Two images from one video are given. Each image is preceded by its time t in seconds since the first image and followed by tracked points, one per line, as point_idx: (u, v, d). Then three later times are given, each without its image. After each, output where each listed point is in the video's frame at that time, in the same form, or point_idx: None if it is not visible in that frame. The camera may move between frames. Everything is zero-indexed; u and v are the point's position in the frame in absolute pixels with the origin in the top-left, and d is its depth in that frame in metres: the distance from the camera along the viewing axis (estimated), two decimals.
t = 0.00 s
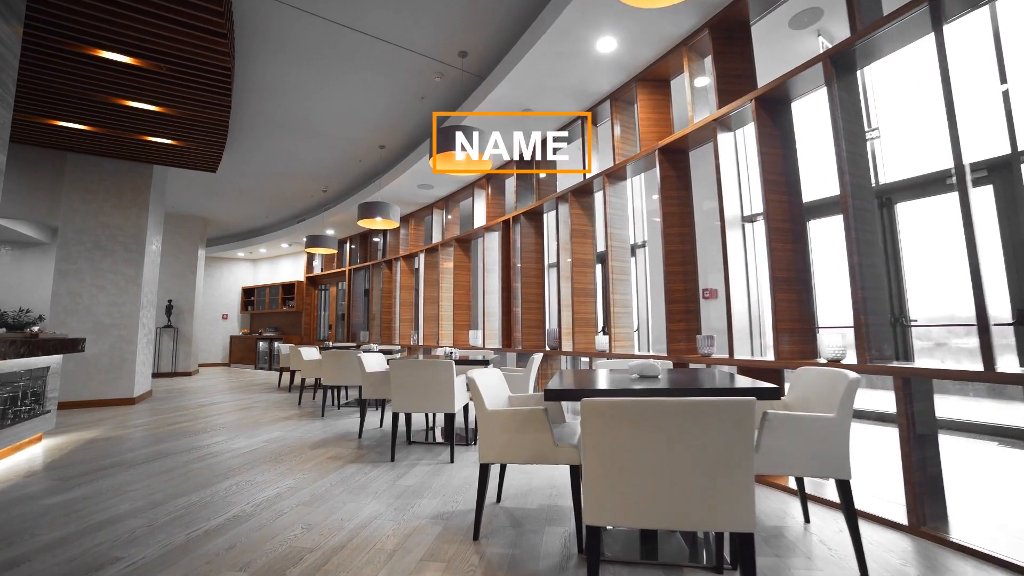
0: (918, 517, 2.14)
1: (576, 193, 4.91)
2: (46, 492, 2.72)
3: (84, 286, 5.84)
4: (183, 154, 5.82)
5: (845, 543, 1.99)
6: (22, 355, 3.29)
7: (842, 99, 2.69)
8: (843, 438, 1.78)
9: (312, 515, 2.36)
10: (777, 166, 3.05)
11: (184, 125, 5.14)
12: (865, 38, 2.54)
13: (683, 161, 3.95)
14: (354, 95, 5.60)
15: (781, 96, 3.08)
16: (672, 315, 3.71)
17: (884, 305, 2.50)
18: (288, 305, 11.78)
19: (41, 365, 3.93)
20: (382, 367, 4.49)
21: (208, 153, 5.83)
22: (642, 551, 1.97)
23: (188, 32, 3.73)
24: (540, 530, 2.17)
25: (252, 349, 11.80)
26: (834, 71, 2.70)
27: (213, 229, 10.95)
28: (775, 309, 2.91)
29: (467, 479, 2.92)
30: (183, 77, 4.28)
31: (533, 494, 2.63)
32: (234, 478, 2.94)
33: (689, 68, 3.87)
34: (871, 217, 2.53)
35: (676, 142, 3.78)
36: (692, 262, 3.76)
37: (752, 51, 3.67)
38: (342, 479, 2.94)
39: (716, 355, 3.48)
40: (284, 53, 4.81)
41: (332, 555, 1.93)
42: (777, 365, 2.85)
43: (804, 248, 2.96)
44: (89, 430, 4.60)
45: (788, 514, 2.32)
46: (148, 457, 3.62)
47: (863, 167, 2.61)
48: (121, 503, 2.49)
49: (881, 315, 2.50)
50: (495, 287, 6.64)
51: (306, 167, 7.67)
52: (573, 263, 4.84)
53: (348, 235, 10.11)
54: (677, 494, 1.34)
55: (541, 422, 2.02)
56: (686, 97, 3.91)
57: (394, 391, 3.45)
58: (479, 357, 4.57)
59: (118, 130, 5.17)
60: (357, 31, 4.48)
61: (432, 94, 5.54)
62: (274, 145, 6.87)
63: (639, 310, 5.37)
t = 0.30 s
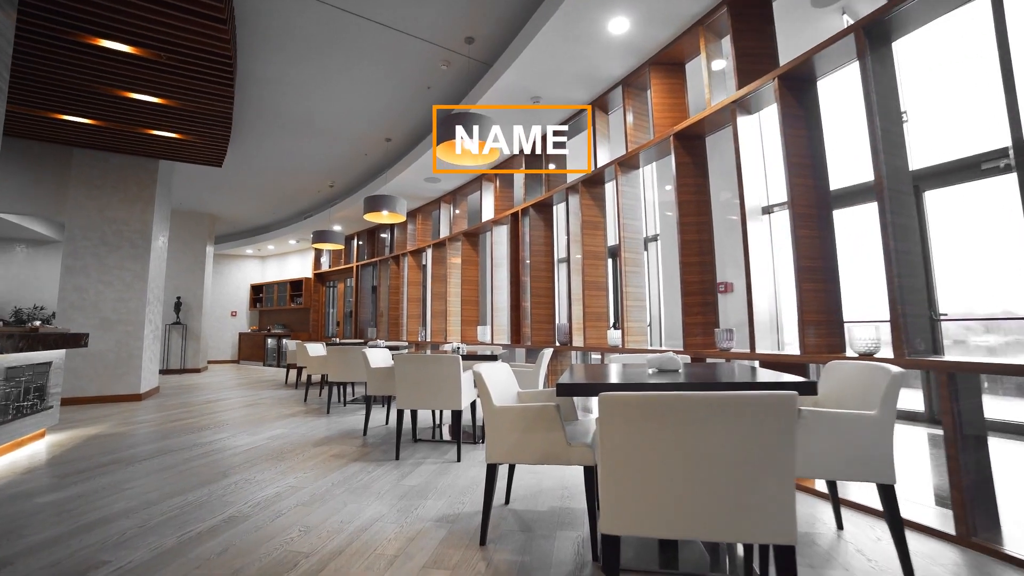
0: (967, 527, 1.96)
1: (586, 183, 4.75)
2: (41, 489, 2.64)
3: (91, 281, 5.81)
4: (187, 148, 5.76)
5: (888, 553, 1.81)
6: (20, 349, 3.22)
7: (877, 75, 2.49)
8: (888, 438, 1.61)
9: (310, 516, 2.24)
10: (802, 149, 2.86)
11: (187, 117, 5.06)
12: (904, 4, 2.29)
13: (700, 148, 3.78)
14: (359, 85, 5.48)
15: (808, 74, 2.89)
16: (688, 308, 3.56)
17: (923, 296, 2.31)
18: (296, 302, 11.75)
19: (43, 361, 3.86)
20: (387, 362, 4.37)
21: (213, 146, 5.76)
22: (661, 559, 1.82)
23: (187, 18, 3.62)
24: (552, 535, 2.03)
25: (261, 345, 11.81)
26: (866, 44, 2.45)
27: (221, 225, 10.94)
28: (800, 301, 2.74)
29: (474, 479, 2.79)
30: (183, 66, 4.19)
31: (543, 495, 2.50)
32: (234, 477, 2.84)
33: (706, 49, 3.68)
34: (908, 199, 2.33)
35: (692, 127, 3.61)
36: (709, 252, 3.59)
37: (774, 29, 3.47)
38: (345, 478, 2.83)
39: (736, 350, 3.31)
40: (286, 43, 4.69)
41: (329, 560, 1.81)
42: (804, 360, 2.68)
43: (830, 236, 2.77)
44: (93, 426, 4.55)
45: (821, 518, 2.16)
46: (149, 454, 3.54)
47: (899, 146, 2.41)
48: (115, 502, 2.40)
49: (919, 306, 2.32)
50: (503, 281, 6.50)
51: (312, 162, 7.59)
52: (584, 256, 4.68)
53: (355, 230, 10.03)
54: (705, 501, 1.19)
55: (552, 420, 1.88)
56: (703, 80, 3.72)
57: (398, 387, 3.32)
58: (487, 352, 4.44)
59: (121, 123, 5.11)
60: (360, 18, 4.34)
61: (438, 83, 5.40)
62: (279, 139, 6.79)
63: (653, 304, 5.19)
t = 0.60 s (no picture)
0: (1014, 540, 1.80)
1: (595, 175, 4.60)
2: (31, 490, 2.55)
3: (93, 277, 5.75)
4: (188, 142, 5.68)
5: (928, 566, 1.65)
6: (13, 345, 3.13)
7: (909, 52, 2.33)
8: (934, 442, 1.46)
9: (307, 520, 2.13)
10: (825, 133, 2.70)
11: (186, 110, 4.96)
12: None
13: (713, 136, 3.63)
14: (361, 77, 5.36)
15: (830, 53, 2.72)
16: (701, 303, 3.41)
17: (960, 288, 2.15)
18: (301, 299, 11.69)
19: (39, 357, 3.78)
20: (390, 359, 4.26)
21: (214, 140, 5.67)
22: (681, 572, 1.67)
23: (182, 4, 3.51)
24: (561, 543, 1.90)
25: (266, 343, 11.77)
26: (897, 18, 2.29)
27: (225, 222, 10.90)
28: (823, 294, 2.58)
29: (478, 480, 2.67)
30: (180, 56, 4.08)
31: (551, 498, 2.37)
32: (230, 477, 2.74)
33: (720, 32, 3.52)
34: (943, 182, 2.16)
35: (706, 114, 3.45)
36: (723, 245, 3.44)
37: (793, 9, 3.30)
38: (344, 479, 2.72)
39: (752, 347, 3.16)
40: (286, 32, 4.58)
41: (324, 569, 1.69)
42: (828, 357, 2.53)
43: (855, 225, 2.62)
44: (92, 423, 4.48)
45: (850, 526, 2.01)
46: (146, 452, 3.46)
47: (934, 126, 2.24)
48: (106, 503, 2.31)
49: (955, 298, 2.16)
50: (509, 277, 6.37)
51: (315, 157, 7.50)
52: (592, 249, 4.54)
53: (359, 226, 9.94)
54: (735, 512, 1.06)
55: (562, 420, 1.75)
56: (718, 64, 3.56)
57: (400, 385, 3.21)
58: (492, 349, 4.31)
59: (121, 116, 5.03)
60: (361, 5, 4.21)
61: (441, 74, 5.27)
62: (282, 133, 6.69)
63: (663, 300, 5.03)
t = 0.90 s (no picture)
0: None
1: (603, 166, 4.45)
2: (15, 493, 2.45)
3: (91, 273, 5.67)
4: (187, 135, 5.57)
5: None
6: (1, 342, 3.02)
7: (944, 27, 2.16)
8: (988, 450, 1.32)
9: (301, 527, 2.01)
10: (849, 116, 2.54)
11: (184, 101, 4.85)
12: None
13: (727, 123, 3.47)
14: (362, 67, 5.23)
15: (856, 30, 2.54)
16: (715, 297, 3.25)
17: (1001, 281, 1.98)
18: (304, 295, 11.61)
19: (31, 355, 3.68)
20: (390, 356, 4.14)
21: (213, 133, 5.56)
22: None
23: None
24: (570, 553, 1.77)
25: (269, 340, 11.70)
26: None
27: (227, 218, 10.81)
28: (849, 288, 2.42)
29: (481, 483, 2.55)
30: (174, 44, 3.95)
31: (558, 504, 2.24)
32: (223, 479, 2.63)
33: (735, 14, 3.36)
34: (985, 166, 1.99)
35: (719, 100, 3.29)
36: (738, 237, 3.28)
37: None
38: (341, 481, 2.60)
39: (769, 344, 3.00)
40: (284, 21, 4.46)
41: None
42: (853, 355, 2.37)
43: (882, 214, 2.46)
44: (88, 421, 4.39)
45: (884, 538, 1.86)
46: (140, 452, 3.36)
47: (974, 106, 2.08)
48: (92, 508, 2.20)
49: (997, 292, 1.99)
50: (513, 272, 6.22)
51: (316, 151, 7.38)
52: (600, 243, 4.39)
53: (362, 222, 9.83)
54: (765, 526, 0.95)
55: (571, 423, 1.61)
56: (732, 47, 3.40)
57: (400, 383, 3.09)
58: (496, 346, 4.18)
59: (117, 109, 4.92)
60: None
61: (444, 63, 5.13)
62: (282, 127, 6.57)
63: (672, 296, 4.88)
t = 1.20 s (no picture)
0: None
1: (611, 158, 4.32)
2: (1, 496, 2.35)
3: (91, 270, 5.60)
4: (186, 129, 5.48)
5: None
6: None
7: None
8: None
9: (293, 536, 1.89)
10: (877, 98, 2.38)
11: (182, 94, 4.74)
12: None
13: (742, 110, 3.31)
14: (363, 59, 5.10)
15: (885, 6, 2.38)
16: (730, 292, 3.10)
17: None
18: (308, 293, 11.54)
19: (26, 353, 3.59)
20: (392, 354, 4.02)
21: (213, 127, 5.46)
22: None
23: None
24: (583, 565, 1.64)
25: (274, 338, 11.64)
26: None
27: (230, 216, 10.76)
28: (877, 281, 2.27)
29: (486, 487, 2.43)
30: (169, 33, 3.83)
31: (568, 511, 2.12)
32: (217, 482, 2.52)
33: None
34: None
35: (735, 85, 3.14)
36: (754, 230, 3.13)
37: None
38: (340, 485, 2.48)
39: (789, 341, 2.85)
40: (283, 10, 4.34)
41: None
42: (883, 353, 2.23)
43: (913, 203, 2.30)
44: (87, 420, 4.32)
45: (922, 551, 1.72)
46: (135, 453, 3.27)
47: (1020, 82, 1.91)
48: (77, 513, 2.10)
49: None
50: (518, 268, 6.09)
51: (319, 146, 7.28)
52: (608, 237, 4.25)
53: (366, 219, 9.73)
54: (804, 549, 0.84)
55: (584, 426, 1.48)
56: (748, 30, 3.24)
57: (401, 382, 2.97)
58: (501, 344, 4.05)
59: (115, 102, 4.83)
60: None
61: (447, 53, 5.00)
62: (283, 121, 6.47)
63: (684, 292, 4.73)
